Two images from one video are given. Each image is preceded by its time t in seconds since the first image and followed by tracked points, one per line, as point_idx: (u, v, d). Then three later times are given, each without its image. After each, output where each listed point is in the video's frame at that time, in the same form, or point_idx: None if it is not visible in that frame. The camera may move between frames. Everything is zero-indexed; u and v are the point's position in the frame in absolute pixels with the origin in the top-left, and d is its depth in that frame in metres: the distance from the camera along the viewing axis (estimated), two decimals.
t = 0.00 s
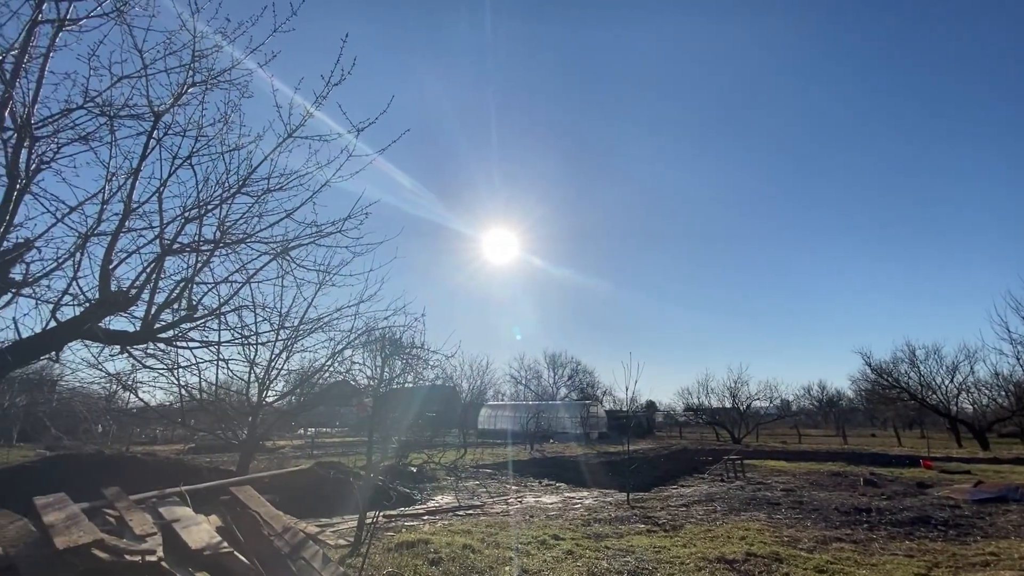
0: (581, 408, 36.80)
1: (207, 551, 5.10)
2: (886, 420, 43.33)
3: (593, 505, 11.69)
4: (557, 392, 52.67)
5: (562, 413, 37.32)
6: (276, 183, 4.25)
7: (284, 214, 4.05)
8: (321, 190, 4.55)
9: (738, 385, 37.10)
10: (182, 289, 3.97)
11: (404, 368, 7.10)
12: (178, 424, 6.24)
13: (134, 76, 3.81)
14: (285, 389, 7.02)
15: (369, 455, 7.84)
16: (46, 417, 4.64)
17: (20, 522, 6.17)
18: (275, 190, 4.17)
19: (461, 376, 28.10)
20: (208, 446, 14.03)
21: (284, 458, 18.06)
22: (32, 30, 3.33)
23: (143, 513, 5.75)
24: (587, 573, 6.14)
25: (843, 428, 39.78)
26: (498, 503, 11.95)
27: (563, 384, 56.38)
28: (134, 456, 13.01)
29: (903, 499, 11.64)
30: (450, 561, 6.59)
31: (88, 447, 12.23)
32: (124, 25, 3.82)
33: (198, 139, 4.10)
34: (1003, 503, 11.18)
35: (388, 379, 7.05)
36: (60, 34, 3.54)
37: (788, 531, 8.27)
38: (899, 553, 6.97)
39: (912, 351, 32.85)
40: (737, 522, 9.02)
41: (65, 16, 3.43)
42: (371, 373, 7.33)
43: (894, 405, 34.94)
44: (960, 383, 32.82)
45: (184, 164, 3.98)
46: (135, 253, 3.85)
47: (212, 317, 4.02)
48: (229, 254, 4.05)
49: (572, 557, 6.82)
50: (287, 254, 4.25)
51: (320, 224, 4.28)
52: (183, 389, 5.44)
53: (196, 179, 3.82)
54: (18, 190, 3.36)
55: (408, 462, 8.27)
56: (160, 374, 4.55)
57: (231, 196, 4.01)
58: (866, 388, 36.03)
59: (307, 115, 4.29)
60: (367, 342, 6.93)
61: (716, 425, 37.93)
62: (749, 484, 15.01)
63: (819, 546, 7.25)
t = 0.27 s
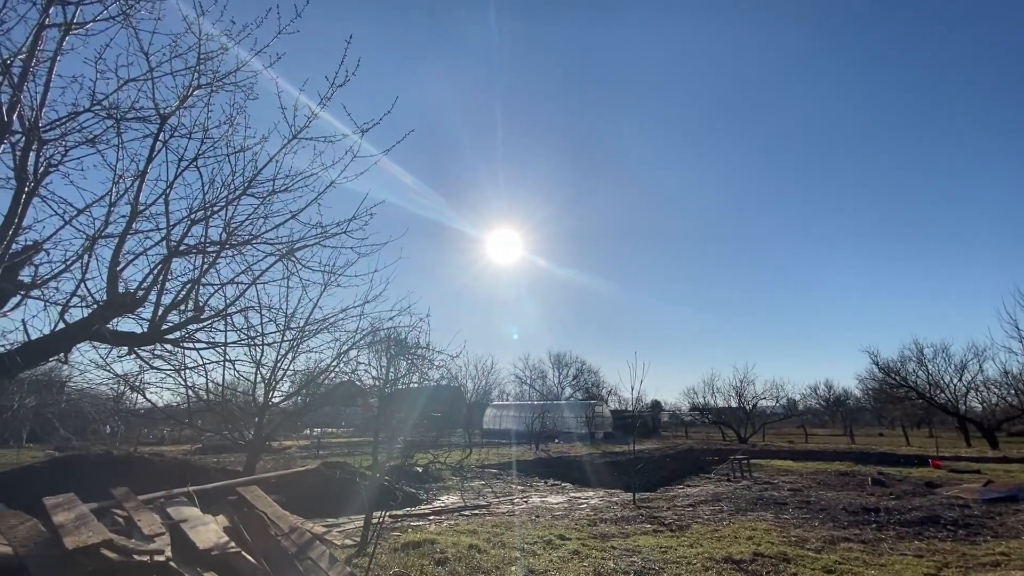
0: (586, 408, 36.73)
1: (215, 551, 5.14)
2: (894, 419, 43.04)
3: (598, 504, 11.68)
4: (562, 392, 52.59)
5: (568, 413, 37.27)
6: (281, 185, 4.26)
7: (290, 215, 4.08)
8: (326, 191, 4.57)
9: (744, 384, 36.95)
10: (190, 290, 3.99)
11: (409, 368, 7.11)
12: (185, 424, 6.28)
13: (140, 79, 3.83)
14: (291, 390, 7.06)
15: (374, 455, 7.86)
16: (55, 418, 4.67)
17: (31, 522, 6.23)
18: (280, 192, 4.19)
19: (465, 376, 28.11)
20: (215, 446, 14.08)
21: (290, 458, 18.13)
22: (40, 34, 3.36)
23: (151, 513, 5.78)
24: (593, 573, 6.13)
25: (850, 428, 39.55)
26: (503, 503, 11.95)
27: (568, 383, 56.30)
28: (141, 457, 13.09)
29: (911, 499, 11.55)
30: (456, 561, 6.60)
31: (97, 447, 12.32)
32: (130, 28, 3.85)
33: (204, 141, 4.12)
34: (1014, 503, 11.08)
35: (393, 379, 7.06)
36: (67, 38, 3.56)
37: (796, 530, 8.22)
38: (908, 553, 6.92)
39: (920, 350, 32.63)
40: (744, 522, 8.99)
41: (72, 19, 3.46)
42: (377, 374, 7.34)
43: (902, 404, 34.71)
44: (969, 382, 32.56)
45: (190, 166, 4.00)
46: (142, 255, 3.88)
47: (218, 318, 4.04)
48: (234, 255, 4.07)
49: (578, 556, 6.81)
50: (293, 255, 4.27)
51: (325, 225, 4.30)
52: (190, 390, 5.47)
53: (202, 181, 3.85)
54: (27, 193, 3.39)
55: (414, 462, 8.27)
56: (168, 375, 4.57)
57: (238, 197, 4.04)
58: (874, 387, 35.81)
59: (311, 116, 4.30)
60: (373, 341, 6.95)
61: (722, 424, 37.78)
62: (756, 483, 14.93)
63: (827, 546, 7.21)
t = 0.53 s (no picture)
0: (589, 407, 36.71)
1: (220, 551, 5.15)
2: (897, 419, 42.90)
3: (601, 504, 11.67)
4: (564, 392, 52.59)
5: (570, 412, 37.26)
6: (284, 186, 4.27)
7: (292, 215, 4.09)
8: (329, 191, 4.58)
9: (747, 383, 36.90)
10: (192, 291, 3.99)
11: (412, 368, 7.11)
12: (189, 424, 6.29)
13: (143, 80, 3.83)
14: (294, 390, 7.07)
15: (377, 455, 7.87)
16: (59, 419, 4.69)
17: (37, 522, 6.26)
18: (283, 192, 4.19)
19: (468, 376, 28.14)
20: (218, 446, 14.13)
21: (293, 458, 18.17)
22: (43, 36, 3.37)
23: (156, 513, 5.80)
24: (597, 573, 6.12)
25: (853, 427, 39.39)
26: (507, 503, 11.95)
27: (571, 383, 56.30)
28: (146, 457, 13.14)
29: (916, 498, 11.52)
30: (460, 561, 6.60)
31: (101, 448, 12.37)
32: (132, 29, 3.85)
33: (206, 142, 4.12)
34: (1019, 502, 11.03)
35: (396, 380, 7.07)
36: (70, 40, 3.57)
37: (800, 530, 8.20)
38: (912, 552, 6.90)
39: (923, 348, 32.51)
40: (747, 522, 8.97)
41: (75, 21, 3.47)
42: (379, 374, 7.35)
43: (905, 403, 34.59)
44: (973, 381, 32.42)
45: (193, 167, 4.01)
46: (145, 256, 3.88)
47: (221, 319, 4.04)
48: (237, 256, 4.07)
49: (582, 557, 6.81)
50: (296, 255, 4.27)
51: (328, 225, 4.30)
52: (194, 390, 5.47)
53: (205, 182, 3.85)
54: (30, 195, 3.39)
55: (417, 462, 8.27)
56: (172, 376, 4.57)
57: (240, 198, 4.04)
58: (877, 386, 35.69)
59: (314, 117, 4.30)
60: (375, 342, 6.96)
61: (725, 424, 37.72)
62: (759, 483, 14.90)
63: (832, 545, 7.19)
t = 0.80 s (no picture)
0: (589, 407, 36.72)
1: (222, 552, 5.15)
2: (897, 417, 42.90)
3: (602, 504, 11.68)
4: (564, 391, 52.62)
5: (570, 412, 37.28)
6: (284, 185, 4.26)
7: (292, 216, 4.08)
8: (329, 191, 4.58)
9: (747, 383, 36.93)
10: (192, 291, 3.98)
11: (412, 368, 7.10)
12: (189, 424, 6.28)
13: (144, 81, 3.83)
14: (294, 390, 7.06)
15: (378, 455, 7.85)
16: (60, 420, 4.69)
17: (39, 522, 6.27)
18: (283, 192, 4.18)
19: (468, 376, 28.13)
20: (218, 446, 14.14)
21: (294, 459, 18.17)
22: (42, 37, 3.36)
23: (157, 514, 5.80)
24: (598, 573, 6.11)
25: (854, 426, 39.38)
26: (507, 503, 11.96)
27: (571, 383, 56.32)
28: (146, 457, 13.14)
29: (917, 496, 11.52)
30: (461, 560, 6.60)
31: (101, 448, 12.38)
32: (132, 30, 3.84)
33: (206, 143, 4.12)
34: (1020, 500, 11.03)
35: (396, 380, 7.06)
36: (69, 40, 3.56)
37: (801, 529, 8.20)
38: (913, 551, 6.90)
39: (923, 347, 32.53)
40: (748, 521, 8.96)
41: (74, 21, 3.46)
42: (379, 374, 7.35)
43: (906, 402, 34.60)
44: (973, 379, 32.42)
45: (193, 167, 4.00)
46: (146, 256, 3.88)
47: (222, 319, 4.03)
48: (237, 256, 4.07)
49: (583, 556, 6.81)
50: (296, 255, 4.26)
51: (328, 225, 4.29)
52: (194, 391, 5.46)
53: (205, 183, 3.85)
54: (31, 196, 3.39)
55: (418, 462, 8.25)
56: (172, 376, 4.56)
57: (240, 198, 4.03)
58: (877, 384, 35.70)
59: (314, 117, 4.29)
60: (376, 342, 6.95)
61: (725, 423, 37.75)
62: (760, 482, 14.90)
63: (833, 544, 7.19)
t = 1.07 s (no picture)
0: (587, 406, 36.76)
1: (219, 553, 5.13)
2: (895, 416, 43.02)
3: (601, 503, 11.69)
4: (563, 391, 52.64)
5: (569, 411, 37.30)
6: (282, 185, 4.25)
7: (289, 215, 4.07)
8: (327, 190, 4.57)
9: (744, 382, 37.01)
10: (190, 291, 3.97)
11: (410, 368, 7.10)
12: (186, 425, 6.25)
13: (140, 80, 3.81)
14: (292, 390, 7.05)
15: (376, 455, 7.83)
16: (57, 420, 4.66)
17: (36, 523, 6.24)
18: (281, 192, 4.17)
19: (467, 376, 28.13)
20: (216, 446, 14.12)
21: (292, 459, 18.15)
22: (38, 35, 3.34)
23: (154, 515, 5.78)
24: (597, 573, 6.11)
25: (852, 425, 39.50)
26: (506, 502, 11.96)
27: (569, 382, 56.36)
28: (143, 458, 13.10)
29: (914, 495, 11.55)
30: (460, 560, 6.59)
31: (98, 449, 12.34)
32: (128, 28, 3.82)
33: (204, 142, 4.10)
34: (1017, 498, 11.07)
35: (394, 379, 7.04)
36: (65, 39, 3.54)
37: (799, 528, 8.21)
38: (911, 549, 6.92)
39: (921, 346, 32.64)
40: (747, 520, 8.98)
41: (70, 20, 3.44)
42: (377, 374, 7.34)
43: (903, 400, 34.71)
44: (970, 378, 32.55)
45: (190, 167, 3.98)
46: (143, 256, 3.86)
47: (219, 319, 4.02)
48: (234, 256, 4.05)
49: (582, 555, 6.81)
50: (294, 255, 4.25)
51: (326, 224, 4.28)
52: (192, 391, 5.44)
53: (202, 182, 3.83)
54: (26, 195, 3.37)
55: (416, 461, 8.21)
56: (170, 376, 4.54)
57: (238, 198, 4.02)
58: (875, 383, 35.79)
59: (311, 116, 4.28)
60: (374, 342, 6.94)
61: (723, 422, 37.83)
62: (758, 481, 14.93)
63: (831, 543, 7.21)
